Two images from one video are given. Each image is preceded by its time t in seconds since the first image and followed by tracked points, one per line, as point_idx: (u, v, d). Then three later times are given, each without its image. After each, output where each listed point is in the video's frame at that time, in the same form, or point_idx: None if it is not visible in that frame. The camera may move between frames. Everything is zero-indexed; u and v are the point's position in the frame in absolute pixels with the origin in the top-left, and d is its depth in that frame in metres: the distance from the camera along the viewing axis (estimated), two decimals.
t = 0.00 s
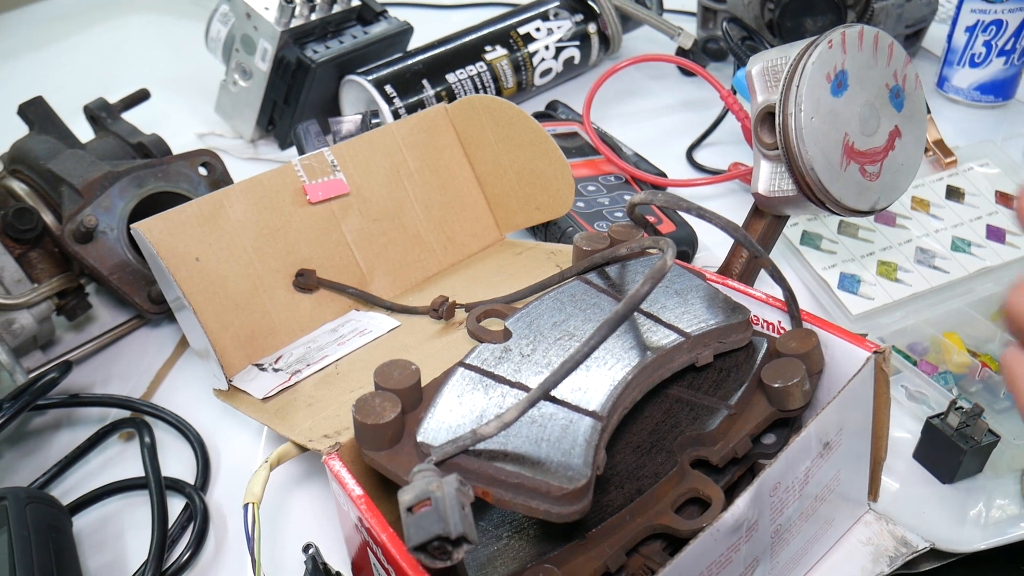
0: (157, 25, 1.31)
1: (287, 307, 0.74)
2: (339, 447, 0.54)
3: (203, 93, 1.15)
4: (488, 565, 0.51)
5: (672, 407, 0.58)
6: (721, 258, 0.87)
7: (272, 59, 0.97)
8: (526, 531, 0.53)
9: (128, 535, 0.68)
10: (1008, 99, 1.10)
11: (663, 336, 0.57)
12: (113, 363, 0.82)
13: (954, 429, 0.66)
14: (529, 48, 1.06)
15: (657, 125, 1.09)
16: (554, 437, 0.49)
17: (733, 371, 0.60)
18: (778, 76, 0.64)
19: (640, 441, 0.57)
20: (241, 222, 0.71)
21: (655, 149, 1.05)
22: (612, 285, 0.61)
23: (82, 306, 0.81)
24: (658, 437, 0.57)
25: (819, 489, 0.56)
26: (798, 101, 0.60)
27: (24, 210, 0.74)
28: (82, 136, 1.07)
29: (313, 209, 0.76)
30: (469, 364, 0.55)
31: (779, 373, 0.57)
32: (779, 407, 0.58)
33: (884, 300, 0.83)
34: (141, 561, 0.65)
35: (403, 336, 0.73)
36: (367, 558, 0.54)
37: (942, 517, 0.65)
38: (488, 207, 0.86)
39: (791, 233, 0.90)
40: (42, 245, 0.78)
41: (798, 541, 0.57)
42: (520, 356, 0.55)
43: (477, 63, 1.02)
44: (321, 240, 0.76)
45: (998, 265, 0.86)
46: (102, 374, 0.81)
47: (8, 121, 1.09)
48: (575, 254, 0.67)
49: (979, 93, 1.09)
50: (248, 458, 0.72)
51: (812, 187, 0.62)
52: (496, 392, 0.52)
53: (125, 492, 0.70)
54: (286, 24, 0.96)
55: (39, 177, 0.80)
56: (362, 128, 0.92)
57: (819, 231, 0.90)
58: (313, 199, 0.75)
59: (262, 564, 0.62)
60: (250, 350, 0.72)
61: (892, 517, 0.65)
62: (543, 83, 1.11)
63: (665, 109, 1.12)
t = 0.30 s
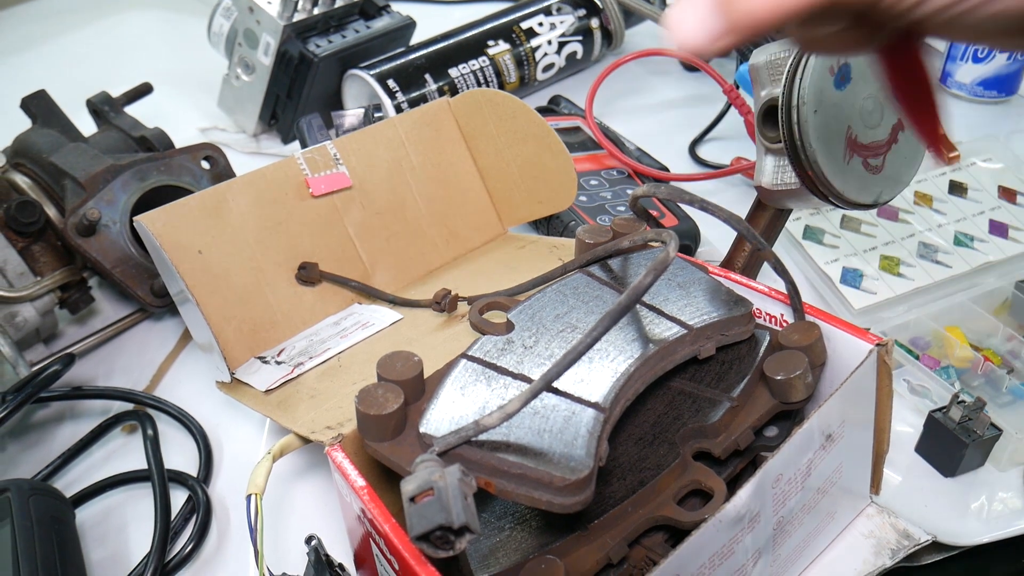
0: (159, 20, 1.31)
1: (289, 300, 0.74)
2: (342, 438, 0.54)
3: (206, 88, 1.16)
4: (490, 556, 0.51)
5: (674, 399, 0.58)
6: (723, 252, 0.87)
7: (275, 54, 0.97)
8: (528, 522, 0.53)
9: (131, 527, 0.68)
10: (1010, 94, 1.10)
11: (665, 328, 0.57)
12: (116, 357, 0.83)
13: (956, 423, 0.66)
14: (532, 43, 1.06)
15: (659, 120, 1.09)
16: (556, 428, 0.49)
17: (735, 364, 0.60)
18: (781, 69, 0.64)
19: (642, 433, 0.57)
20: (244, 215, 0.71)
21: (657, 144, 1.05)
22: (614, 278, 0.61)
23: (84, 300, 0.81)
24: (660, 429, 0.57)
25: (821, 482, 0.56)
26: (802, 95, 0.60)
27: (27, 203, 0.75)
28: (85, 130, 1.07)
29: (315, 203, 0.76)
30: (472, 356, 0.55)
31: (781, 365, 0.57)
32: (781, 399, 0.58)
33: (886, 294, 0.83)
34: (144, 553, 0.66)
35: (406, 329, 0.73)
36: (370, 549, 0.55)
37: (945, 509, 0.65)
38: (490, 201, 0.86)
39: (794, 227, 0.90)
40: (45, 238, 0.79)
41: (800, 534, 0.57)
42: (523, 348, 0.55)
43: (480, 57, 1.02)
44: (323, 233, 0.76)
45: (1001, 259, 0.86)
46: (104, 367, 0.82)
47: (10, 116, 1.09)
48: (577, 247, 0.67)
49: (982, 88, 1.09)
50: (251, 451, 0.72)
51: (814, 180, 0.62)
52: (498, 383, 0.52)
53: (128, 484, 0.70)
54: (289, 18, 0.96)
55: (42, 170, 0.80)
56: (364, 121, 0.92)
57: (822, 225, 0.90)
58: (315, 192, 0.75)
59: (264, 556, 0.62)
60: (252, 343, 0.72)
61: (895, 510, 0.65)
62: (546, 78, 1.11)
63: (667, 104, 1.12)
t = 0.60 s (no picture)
0: (158, 14, 1.32)
1: (287, 295, 0.74)
2: (337, 433, 0.55)
3: (205, 83, 1.16)
4: (484, 550, 0.52)
5: (668, 397, 0.59)
6: (719, 252, 0.87)
7: (275, 49, 0.97)
8: (523, 517, 0.53)
9: (126, 519, 0.68)
10: (1006, 97, 1.10)
11: (661, 326, 0.57)
12: (113, 349, 0.83)
13: (949, 423, 0.66)
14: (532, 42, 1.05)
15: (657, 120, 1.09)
16: (551, 424, 0.50)
17: (729, 363, 0.60)
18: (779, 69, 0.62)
19: (637, 430, 0.57)
20: (242, 210, 0.71)
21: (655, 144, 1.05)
22: (610, 276, 0.61)
23: (82, 292, 0.81)
24: (654, 426, 0.57)
25: (813, 480, 0.57)
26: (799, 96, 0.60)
27: (26, 195, 0.75)
28: (84, 123, 1.07)
29: (313, 198, 0.76)
30: (468, 351, 0.55)
31: (775, 364, 0.57)
32: (775, 398, 0.58)
33: (881, 295, 0.83)
34: (140, 545, 0.66)
35: (402, 325, 0.73)
36: (365, 543, 0.55)
37: (937, 508, 0.66)
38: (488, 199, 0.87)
39: (789, 228, 0.91)
40: (43, 230, 0.79)
41: (792, 531, 0.57)
42: (519, 344, 0.56)
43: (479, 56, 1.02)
44: (321, 229, 0.77)
45: (994, 261, 0.87)
46: (101, 360, 0.82)
47: (9, 107, 1.09)
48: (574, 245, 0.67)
49: (978, 91, 1.10)
50: (247, 445, 0.72)
51: (810, 181, 0.63)
52: (494, 379, 0.53)
53: (124, 477, 0.70)
54: (289, 14, 0.96)
55: (40, 162, 0.80)
56: (363, 118, 0.93)
57: (817, 226, 0.91)
58: (314, 187, 0.75)
59: (259, 549, 0.62)
60: (249, 337, 0.72)
61: (887, 508, 0.65)
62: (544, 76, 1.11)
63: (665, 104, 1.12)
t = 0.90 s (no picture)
0: (154, 20, 1.32)
1: (283, 297, 0.75)
2: (334, 433, 0.55)
3: (201, 87, 1.16)
4: (481, 550, 0.52)
5: (664, 396, 0.59)
6: (714, 252, 0.87)
7: (270, 54, 0.98)
8: (519, 517, 0.54)
9: (124, 521, 0.68)
10: (999, 98, 1.11)
11: (656, 326, 0.57)
12: (109, 353, 0.83)
13: (943, 421, 0.67)
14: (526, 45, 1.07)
15: (652, 123, 1.10)
16: (547, 423, 0.50)
17: (724, 362, 0.60)
18: (770, 71, 0.64)
19: (633, 429, 0.57)
20: (238, 212, 0.72)
21: (650, 146, 1.06)
22: (605, 276, 0.61)
23: (79, 296, 0.81)
24: (649, 425, 0.57)
25: (808, 478, 0.57)
26: (790, 96, 0.60)
27: (22, 199, 0.75)
28: (80, 128, 1.07)
29: (309, 201, 0.76)
30: (464, 351, 0.55)
31: (769, 362, 0.58)
32: (770, 396, 0.58)
33: (875, 295, 0.84)
34: (137, 547, 0.66)
35: (399, 326, 0.74)
36: (362, 544, 0.55)
37: (932, 506, 0.66)
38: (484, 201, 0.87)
39: (784, 228, 0.91)
40: (40, 234, 0.79)
41: (787, 529, 0.58)
42: (514, 344, 0.56)
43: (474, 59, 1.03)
44: (317, 231, 0.77)
45: (988, 261, 0.87)
46: (98, 364, 0.82)
47: (6, 113, 1.10)
48: (569, 245, 0.68)
49: (971, 93, 1.11)
50: (244, 447, 0.73)
51: (803, 181, 0.63)
52: (489, 379, 0.53)
53: (121, 480, 0.71)
54: (285, 18, 0.96)
55: (37, 167, 0.80)
56: (358, 121, 0.93)
57: (812, 227, 0.91)
58: (310, 190, 0.76)
59: (257, 549, 0.63)
60: (246, 340, 0.72)
61: (882, 506, 0.66)
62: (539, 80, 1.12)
63: (660, 106, 1.13)
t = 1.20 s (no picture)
0: (149, 21, 1.32)
1: (278, 297, 0.75)
2: (328, 431, 0.55)
3: (196, 87, 1.16)
4: (476, 546, 0.52)
5: (658, 393, 0.59)
6: (708, 251, 0.88)
7: (266, 54, 0.98)
8: (514, 513, 0.54)
9: (120, 521, 0.68)
10: (993, 97, 1.12)
11: (649, 323, 0.58)
12: (105, 353, 0.83)
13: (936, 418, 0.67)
14: (520, 45, 1.07)
15: (648, 122, 1.10)
16: (540, 420, 0.50)
17: (717, 359, 0.61)
18: (763, 69, 0.65)
19: (626, 426, 0.57)
20: (233, 212, 0.72)
21: (644, 145, 1.06)
22: (599, 274, 0.62)
23: (74, 297, 0.81)
24: (643, 422, 0.58)
25: (800, 475, 0.57)
26: (782, 94, 0.61)
27: (17, 200, 0.75)
28: (76, 129, 1.07)
29: (304, 200, 0.76)
30: (458, 350, 0.56)
31: (762, 359, 0.58)
32: (762, 393, 0.59)
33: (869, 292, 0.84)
34: (133, 546, 0.66)
35: (394, 326, 0.74)
36: (357, 541, 0.55)
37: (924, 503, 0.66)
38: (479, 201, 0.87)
39: (777, 227, 0.91)
40: (35, 235, 0.79)
41: (781, 526, 0.58)
42: (508, 342, 0.56)
43: (469, 59, 1.03)
44: (312, 231, 0.77)
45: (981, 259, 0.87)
46: (94, 364, 0.82)
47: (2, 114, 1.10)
48: (563, 244, 0.68)
49: (965, 91, 1.11)
50: (240, 446, 0.73)
51: (796, 179, 0.63)
52: (483, 376, 0.53)
53: (118, 479, 0.71)
54: (280, 18, 0.96)
55: (32, 167, 0.81)
56: (353, 121, 0.94)
57: (806, 225, 0.92)
58: (305, 190, 0.76)
59: (253, 547, 0.63)
60: (242, 339, 0.72)
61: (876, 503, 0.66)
62: (534, 79, 1.12)
63: (655, 106, 1.13)
